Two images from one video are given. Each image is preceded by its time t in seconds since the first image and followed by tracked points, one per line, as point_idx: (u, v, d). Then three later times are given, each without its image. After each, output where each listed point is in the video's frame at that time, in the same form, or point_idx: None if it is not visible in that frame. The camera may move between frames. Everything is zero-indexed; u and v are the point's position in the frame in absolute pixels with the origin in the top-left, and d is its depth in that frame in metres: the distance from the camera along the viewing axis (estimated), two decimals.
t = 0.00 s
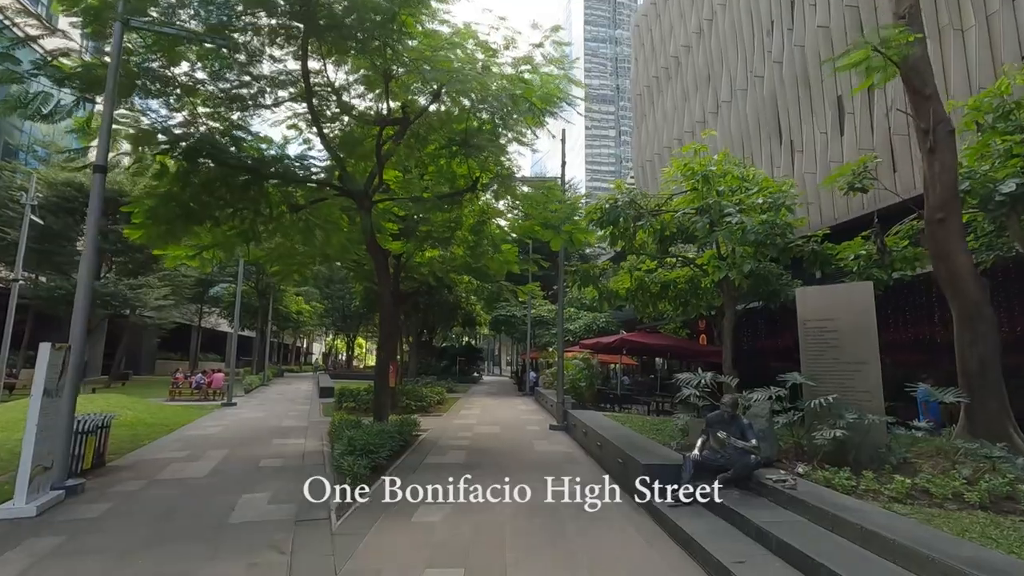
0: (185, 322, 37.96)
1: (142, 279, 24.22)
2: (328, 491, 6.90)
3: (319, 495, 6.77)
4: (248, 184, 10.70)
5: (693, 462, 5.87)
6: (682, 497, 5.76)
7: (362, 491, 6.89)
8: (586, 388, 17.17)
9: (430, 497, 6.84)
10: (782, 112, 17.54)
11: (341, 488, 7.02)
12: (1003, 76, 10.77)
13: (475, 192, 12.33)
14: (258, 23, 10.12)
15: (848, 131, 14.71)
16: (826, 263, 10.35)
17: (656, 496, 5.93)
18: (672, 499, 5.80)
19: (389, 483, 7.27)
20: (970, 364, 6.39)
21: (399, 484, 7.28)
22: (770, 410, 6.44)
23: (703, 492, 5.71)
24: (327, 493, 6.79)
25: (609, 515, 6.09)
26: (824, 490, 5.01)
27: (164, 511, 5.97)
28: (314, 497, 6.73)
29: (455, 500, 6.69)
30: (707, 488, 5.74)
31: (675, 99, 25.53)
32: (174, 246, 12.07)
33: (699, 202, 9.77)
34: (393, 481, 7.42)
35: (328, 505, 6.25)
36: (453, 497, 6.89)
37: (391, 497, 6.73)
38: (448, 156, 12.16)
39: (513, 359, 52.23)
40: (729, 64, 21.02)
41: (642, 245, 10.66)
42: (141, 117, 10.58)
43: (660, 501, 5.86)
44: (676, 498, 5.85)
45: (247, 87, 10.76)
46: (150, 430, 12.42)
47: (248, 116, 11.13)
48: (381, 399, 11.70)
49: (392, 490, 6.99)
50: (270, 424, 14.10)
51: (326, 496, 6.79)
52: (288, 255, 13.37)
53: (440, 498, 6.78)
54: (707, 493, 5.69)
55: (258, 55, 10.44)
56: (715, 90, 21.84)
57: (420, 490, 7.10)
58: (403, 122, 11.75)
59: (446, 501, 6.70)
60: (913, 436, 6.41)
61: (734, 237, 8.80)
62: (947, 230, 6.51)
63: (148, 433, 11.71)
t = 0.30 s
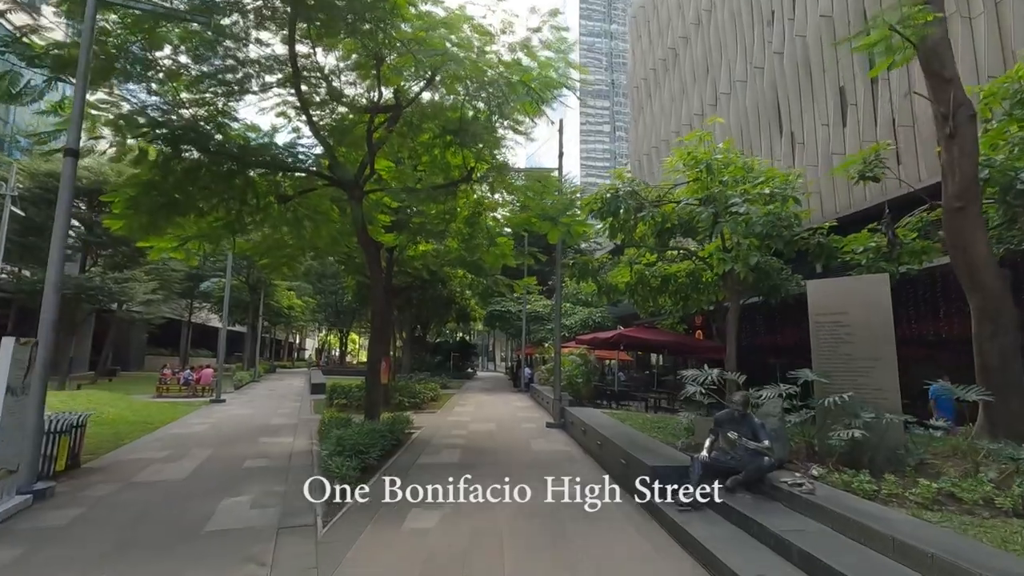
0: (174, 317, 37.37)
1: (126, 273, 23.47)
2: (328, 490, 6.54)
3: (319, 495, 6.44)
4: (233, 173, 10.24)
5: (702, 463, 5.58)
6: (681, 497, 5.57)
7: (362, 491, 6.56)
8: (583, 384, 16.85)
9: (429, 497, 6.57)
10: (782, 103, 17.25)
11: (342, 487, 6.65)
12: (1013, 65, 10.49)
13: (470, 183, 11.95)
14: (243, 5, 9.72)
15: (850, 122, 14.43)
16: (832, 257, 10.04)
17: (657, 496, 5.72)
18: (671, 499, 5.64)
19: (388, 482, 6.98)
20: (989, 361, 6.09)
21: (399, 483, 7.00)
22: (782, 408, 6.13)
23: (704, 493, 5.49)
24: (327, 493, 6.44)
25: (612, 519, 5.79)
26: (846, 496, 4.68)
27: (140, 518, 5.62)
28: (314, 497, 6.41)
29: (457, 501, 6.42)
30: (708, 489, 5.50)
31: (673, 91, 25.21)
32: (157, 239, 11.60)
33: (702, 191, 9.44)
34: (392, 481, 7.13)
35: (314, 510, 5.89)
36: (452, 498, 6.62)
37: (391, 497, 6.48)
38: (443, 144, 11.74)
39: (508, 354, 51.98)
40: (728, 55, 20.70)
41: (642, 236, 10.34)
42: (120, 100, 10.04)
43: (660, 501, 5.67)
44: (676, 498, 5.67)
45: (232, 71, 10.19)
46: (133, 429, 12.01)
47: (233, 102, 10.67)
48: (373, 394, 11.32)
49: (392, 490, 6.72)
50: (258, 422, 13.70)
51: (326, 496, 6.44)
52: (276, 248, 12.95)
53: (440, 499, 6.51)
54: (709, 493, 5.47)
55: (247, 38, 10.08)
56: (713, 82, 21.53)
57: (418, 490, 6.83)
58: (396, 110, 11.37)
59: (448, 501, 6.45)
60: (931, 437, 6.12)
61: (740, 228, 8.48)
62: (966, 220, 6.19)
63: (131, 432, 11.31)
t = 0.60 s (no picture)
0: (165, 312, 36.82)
1: (113, 267, 22.95)
2: (327, 490, 6.20)
3: (318, 495, 6.15)
4: (225, 162, 9.89)
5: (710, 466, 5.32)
6: (681, 497, 5.43)
7: (361, 492, 6.31)
8: (580, 381, 16.55)
9: (429, 497, 6.38)
10: (783, 95, 16.97)
11: (340, 487, 6.29)
12: None
13: (466, 173, 11.59)
14: None
15: (854, 114, 14.16)
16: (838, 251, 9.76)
17: (657, 496, 5.53)
18: (671, 500, 5.47)
19: (389, 482, 6.74)
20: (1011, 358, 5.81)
21: (401, 483, 6.77)
22: (792, 405, 5.84)
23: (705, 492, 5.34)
24: (326, 493, 6.14)
25: (615, 524, 5.50)
26: (869, 501, 4.38)
27: (114, 524, 5.28)
28: (314, 497, 6.13)
29: (459, 502, 6.24)
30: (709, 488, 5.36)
31: (671, 84, 24.88)
32: (141, 231, 11.18)
33: (706, 181, 9.15)
34: (393, 481, 6.88)
35: (300, 514, 5.57)
36: (452, 498, 6.42)
37: (391, 498, 6.28)
38: (438, 134, 11.37)
39: (503, 350, 51.73)
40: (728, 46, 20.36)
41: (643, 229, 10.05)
42: (96, 83, 9.48)
43: (660, 502, 5.50)
44: (676, 499, 5.49)
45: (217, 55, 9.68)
46: (117, 427, 11.64)
47: (221, 88, 10.27)
48: (365, 388, 10.97)
49: (391, 490, 6.50)
50: (247, 419, 13.35)
51: (325, 495, 6.14)
52: (265, 240, 12.54)
53: (441, 499, 6.34)
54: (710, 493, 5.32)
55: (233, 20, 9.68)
56: (713, 73, 21.20)
57: (420, 490, 6.63)
58: (387, 97, 11.00)
59: (449, 501, 6.26)
60: (950, 436, 5.84)
61: (745, 220, 8.18)
62: (987, 210, 5.91)
63: (115, 431, 10.94)
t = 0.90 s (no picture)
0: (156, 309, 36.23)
1: (100, 262, 22.43)
2: (326, 491, 5.94)
3: (317, 494, 5.88)
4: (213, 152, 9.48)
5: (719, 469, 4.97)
6: (681, 497, 5.20)
7: (359, 492, 6.16)
8: (578, 379, 16.21)
9: (429, 497, 6.20)
10: (785, 88, 16.64)
11: (339, 488, 6.06)
12: None
13: (460, 163, 11.19)
14: None
15: (857, 106, 13.84)
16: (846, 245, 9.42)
17: (656, 497, 5.35)
18: (671, 500, 5.21)
19: (387, 482, 6.55)
20: None
21: (399, 483, 6.58)
22: (805, 404, 5.54)
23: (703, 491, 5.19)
24: (326, 493, 5.89)
25: (617, 530, 5.21)
26: (895, 509, 4.05)
27: (82, 531, 4.93)
28: (314, 497, 5.84)
29: (457, 503, 6.03)
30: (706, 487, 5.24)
31: (670, 77, 24.53)
32: (122, 223, 10.74)
33: (711, 171, 8.79)
34: (392, 481, 6.68)
35: (281, 522, 5.19)
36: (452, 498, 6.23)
37: (391, 498, 6.13)
38: (431, 123, 10.97)
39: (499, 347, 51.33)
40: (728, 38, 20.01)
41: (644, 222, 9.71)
42: (68, 65, 8.88)
43: (659, 502, 5.26)
44: (677, 500, 5.22)
45: (202, 38, 9.27)
46: (98, 426, 11.24)
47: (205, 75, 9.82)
48: (355, 385, 10.56)
49: (392, 490, 6.34)
50: (235, 418, 12.93)
51: (324, 496, 5.90)
52: (253, 234, 12.09)
53: (440, 499, 6.16)
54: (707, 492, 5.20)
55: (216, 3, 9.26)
56: (713, 66, 20.86)
57: (419, 490, 6.46)
58: (378, 85, 10.59)
59: (447, 502, 6.07)
60: (973, 438, 5.49)
61: (751, 211, 7.81)
62: (1012, 198, 5.56)
63: (95, 431, 10.50)
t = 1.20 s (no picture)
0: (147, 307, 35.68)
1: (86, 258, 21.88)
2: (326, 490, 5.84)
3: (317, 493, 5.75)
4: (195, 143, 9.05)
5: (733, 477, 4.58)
6: (681, 497, 4.87)
7: (360, 492, 6.10)
8: (575, 378, 15.84)
9: (429, 497, 6.11)
10: (787, 81, 16.34)
11: (339, 488, 5.98)
12: None
13: (455, 155, 10.79)
14: None
15: (862, 99, 13.53)
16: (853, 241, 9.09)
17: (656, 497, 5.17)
18: (671, 500, 4.91)
19: (387, 482, 6.50)
20: None
21: (398, 483, 6.50)
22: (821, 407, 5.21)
23: (704, 492, 4.85)
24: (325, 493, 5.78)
25: (618, 534, 4.99)
26: (925, 521, 3.73)
27: (47, 543, 4.60)
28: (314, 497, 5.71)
29: (458, 503, 5.92)
30: (709, 488, 4.89)
31: (669, 72, 24.22)
32: (102, 217, 10.32)
33: (715, 163, 8.43)
34: (392, 481, 6.62)
35: (259, 535, 4.84)
36: (452, 498, 6.12)
37: (391, 497, 6.06)
38: (424, 114, 10.56)
39: (495, 346, 50.88)
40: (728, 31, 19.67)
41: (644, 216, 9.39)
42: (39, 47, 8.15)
43: (659, 503, 5.06)
44: (678, 500, 4.90)
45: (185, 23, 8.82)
46: (80, 427, 10.86)
47: (188, 61, 9.40)
48: (345, 384, 10.18)
49: (392, 490, 6.26)
50: (222, 419, 12.53)
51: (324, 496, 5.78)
52: (240, 229, 11.64)
53: (440, 499, 6.06)
54: (708, 493, 4.85)
55: None
56: (712, 60, 20.54)
57: (419, 490, 6.37)
58: (371, 72, 10.19)
59: (447, 502, 5.97)
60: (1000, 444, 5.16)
61: (759, 203, 7.49)
62: None
63: (73, 433, 10.08)
